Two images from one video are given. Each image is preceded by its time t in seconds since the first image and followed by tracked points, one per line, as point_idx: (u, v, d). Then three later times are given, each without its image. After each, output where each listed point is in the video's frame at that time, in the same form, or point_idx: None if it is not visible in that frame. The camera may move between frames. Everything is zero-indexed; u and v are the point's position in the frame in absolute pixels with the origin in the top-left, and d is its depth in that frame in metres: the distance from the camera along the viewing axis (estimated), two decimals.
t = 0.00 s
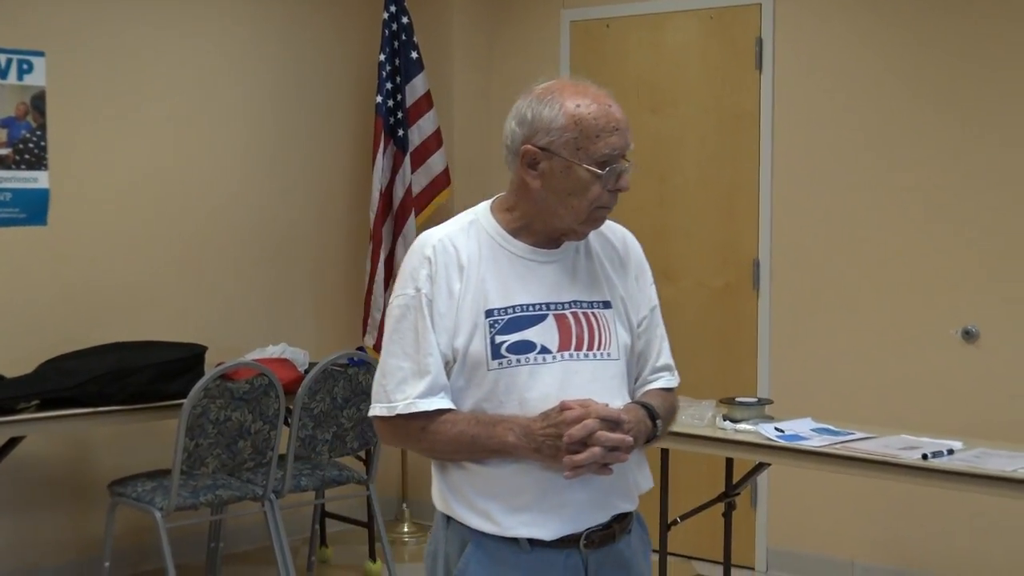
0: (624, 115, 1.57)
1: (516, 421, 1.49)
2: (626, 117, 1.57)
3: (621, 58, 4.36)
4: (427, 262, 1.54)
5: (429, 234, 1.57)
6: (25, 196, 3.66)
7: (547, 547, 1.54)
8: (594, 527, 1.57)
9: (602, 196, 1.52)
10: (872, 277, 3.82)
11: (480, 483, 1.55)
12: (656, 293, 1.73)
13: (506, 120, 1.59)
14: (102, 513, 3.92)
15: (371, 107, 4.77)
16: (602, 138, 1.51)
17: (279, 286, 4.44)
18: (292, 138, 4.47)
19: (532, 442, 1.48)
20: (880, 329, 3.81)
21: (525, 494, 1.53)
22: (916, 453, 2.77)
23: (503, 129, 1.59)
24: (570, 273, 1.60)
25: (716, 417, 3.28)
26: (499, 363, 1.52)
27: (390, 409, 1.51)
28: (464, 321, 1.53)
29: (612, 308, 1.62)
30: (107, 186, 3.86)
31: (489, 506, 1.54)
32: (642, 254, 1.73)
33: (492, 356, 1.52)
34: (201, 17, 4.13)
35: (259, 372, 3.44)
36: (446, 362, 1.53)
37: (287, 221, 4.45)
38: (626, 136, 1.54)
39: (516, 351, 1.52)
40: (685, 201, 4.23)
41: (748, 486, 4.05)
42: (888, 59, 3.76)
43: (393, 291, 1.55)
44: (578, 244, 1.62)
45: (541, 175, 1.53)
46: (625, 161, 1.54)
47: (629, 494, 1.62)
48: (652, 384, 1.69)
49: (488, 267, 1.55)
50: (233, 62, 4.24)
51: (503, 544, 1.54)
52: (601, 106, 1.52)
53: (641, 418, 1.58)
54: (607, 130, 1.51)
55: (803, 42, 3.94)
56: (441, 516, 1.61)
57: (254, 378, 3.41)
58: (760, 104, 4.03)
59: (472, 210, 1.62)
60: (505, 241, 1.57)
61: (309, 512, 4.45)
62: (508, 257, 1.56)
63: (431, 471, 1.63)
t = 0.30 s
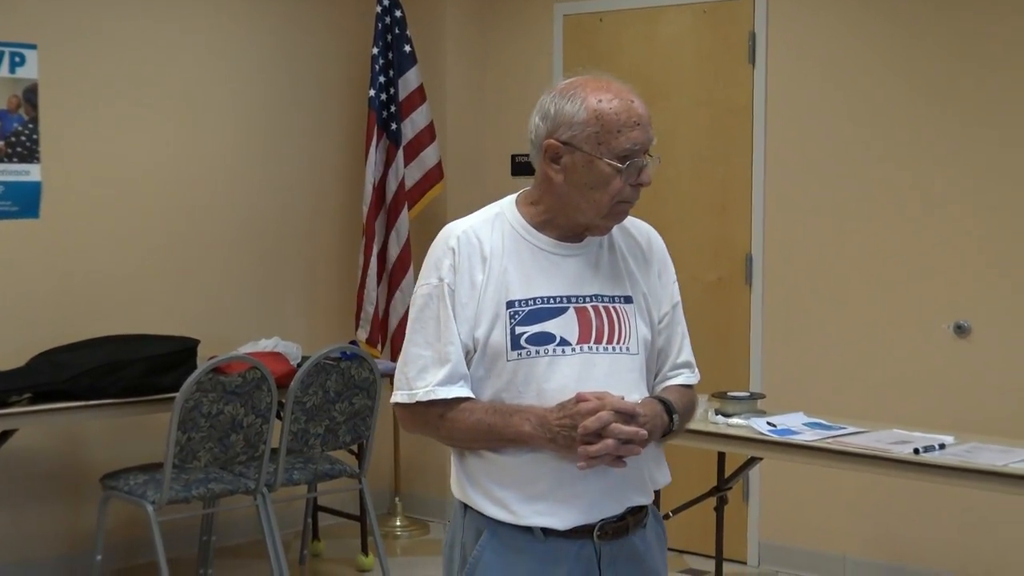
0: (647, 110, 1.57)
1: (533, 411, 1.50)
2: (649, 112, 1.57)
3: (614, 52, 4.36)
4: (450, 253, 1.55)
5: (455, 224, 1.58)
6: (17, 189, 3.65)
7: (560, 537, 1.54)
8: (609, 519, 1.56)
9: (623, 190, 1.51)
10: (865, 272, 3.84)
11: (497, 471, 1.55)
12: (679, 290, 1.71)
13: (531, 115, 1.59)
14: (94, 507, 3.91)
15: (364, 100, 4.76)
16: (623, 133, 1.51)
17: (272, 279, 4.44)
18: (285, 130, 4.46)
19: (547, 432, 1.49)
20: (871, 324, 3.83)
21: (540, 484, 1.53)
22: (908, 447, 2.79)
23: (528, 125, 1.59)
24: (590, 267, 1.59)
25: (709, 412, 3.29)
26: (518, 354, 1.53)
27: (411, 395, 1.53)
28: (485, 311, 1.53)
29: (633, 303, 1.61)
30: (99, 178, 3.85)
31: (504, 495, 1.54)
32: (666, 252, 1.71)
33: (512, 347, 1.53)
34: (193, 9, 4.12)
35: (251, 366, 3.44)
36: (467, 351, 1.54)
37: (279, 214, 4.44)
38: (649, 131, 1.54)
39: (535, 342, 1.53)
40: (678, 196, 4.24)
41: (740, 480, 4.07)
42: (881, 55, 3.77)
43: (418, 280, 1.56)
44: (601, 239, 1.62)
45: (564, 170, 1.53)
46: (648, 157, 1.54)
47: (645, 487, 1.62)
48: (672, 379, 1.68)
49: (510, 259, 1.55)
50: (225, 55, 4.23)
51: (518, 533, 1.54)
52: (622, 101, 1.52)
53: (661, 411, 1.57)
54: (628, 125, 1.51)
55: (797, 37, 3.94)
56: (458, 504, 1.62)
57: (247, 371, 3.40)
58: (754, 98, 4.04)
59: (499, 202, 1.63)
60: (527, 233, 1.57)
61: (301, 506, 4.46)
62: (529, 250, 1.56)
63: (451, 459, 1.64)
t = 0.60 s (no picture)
0: (645, 109, 1.54)
1: (524, 406, 1.50)
2: (648, 111, 1.54)
3: (609, 50, 4.36)
4: (449, 246, 1.55)
5: (456, 218, 1.58)
6: (12, 182, 3.64)
7: (549, 533, 1.54)
8: (599, 516, 1.56)
9: (610, 188, 1.50)
10: (859, 271, 3.84)
11: (489, 465, 1.56)
12: (683, 290, 1.69)
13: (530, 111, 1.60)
14: (86, 501, 3.91)
15: (359, 95, 4.76)
16: (610, 129, 1.49)
17: (267, 274, 4.43)
18: (280, 125, 4.46)
19: (535, 427, 1.48)
20: (866, 322, 3.84)
21: (529, 478, 1.53)
22: (901, 446, 2.80)
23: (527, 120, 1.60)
24: (587, 264, 1.58)
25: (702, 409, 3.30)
26: (513, 348, 1.53)
27: (405, 386, 1.53)
28: (481, 305, 1.53)
29: (633, 301, 1.60)
30: (94, 172, 3.84)
31: (494, 489, 1.55)
32: (669, 251, 1.70)
33: (506, 341, 1.53)
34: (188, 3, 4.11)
35: (245, 361, 3.43)
36: (463, 345, 1.55)
37: (274, 208, 4.44)
38: (641, 130, 1.52)
39: (530, 337, 1.53)
40: (674, 193, 4.24)
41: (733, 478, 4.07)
42: (876, 54, 3.78)
43: (417, 273, 1.57)
44: (602, 236, 1.61)
45: (555, 165, 1.54)
46: (638, 156, 1.51)
47: (638, 486, 1.61)
48: (672, 379, 1.66)
49: (507, 254, 1.55)
50: (221, 49, 4.23)
51: (509, 528, 1.54)
52: (611, 97, 1.51)
53: (654, 410, 1.56)
54: (615, 121, 1.50)
55: (793, 35, 3.94)
56: (452, 497, 1.63)
57: (241, 365, 3.40)
58: (749, 96, 4.04)
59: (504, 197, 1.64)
60: (525, 228, 1.57)
61: (294, 501, 4.46)
62: (526, 245, 1.56)
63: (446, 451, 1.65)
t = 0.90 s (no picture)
0: (601, 103, 1.50)
1: (485, 406, 1.49)
2: (603, 105, 1.50)
3: (606, 48, 4.36)
4: (419, 245, 1.55)
5: (429, 216, 1.58)
6: (8, 180, 3.63)
7: (515, 534, 1.52)
8: (567, 518, 1.53)
9: (556, 185, 1.48)
10: (855, 270, 3.85)
11: (455, 464, 1.55)
12: (666, 287, 1.64)
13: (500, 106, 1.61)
14: (82, 499, 3.90)
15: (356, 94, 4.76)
16: (552, 125, 1.47)
17: (263, 272, 4.43)
18: (276, 124, 4.46)
19: (495, 427, 1.47)
20: (861, 321, 3.84)
21: (494, 479, 1.52)
22: (896, 445, 2.80)
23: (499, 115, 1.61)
24: (558, 262, 1.56)
25: (698, 408, 3.30)
26: (480, 347, 1.52)
27: (375, 384, 1.53)
28: (450, 304, 1.53)
29: (608, 299, 1.57)
30: (90, 171, 3.84)
31: (460, 488, 1.54)
32: (653, 249, 1.65)
33: (474, 340, 1.52)
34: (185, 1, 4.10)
35: (242, 360, 3.44)
36: (432, 344, 1.54)
37: (270, 207, 4.44)
38: (589, 126, 1.48)
39: (497, 336, 1.51)
40: (670, 192, 4.24)
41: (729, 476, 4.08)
42: (873, 53, 3.78)
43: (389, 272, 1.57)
44: (577, 235, 1.58)
45: (511, 162, 1.53)
46: (586, 152, 1.48)
47: (609, 488, 1.58)
48: (651, 379, 1.62)
49: (477, 253, 1.54)
50: (217, 47, 4.22)
51: (475, 527, 1.53)
52: (554, 91, 1.48)
53: (624, 411, 1.53)
54: (557, 116, 1.47)
55: (789, 33, 3.95)
56: (425, 496, 1.62)
57: (238, 364, 3.40)
58: (745, 95, 4.04)
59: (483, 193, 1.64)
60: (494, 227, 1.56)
61: (291, 499, 4.46)
62: (497, 243, 1.55)
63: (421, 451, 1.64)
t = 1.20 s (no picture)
0: (542, 98, 1.46)
1: (419, 407, 1.46)
2: (545, 99, 1.46)
3: (602, 48, 4.37)
4: (360, 241, 1.53)
5: (373, 213, 1.56)
6: (5, 180, 3.63)
7: (449, 541, 1.48)
8: (504, 526, 1.49)
9: (494, 181, 1.45)
10: (851, 270, 3.86)
11: (392, 467, 1.51)
12: (616, 290, 1.58)
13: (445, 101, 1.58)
14: (79, 500, 3.90)
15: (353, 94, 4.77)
16: (488, 120, 1.44)
17: (260, 272, 4.43)
18: (273, 124, 4.46)
19: (426, 430, 1.44)
20: (858, 321, 3.85)
21: (428, 483, 1.48)
22: (893, 443, 2.81)
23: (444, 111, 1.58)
24: (498, 261, 1.52)
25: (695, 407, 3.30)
26: (417, 347, 1.48)
27: (310, 383, 1.49)
28: (390, 303, 1.50)
29: (552, 300, 1.53)
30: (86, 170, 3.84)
31: (395, 492, 1.50)
32: (606, 250, 1.60)
33: (411, 340, 1.48)
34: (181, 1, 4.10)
35: (240, 360, 3.43)
36: (371, 342, 1.51)
37: (267, 207, 4.44)
38: (528, 121, 1.44)
39: (435, 336, 1.48)
40: (666, 192, 4.25)
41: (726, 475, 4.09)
42: (869, 53, 3.79)
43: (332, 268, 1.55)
44: (520, 234, 1.54)
45: (452, 159, 1.51)
46: (525, 148, 1.44)
47: (550, 496, 1.52)
48: (598, 385, 1.56)
49: (418, 251, 1.52)
50: (214, 48, 4.22)
51: (409, 532, 1.50)
52: (491, 85, 1.45)
53: (563, 416, 1.47)
54: (493, 111, 1.44)
55: (785, 33, 3.96)
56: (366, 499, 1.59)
57: (234, 364, 3.40)
58: (741, 95, 4.05)
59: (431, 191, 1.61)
60: (435, 224, 1.53)
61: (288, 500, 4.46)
62: (438, 241, 1.52)
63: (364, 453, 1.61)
